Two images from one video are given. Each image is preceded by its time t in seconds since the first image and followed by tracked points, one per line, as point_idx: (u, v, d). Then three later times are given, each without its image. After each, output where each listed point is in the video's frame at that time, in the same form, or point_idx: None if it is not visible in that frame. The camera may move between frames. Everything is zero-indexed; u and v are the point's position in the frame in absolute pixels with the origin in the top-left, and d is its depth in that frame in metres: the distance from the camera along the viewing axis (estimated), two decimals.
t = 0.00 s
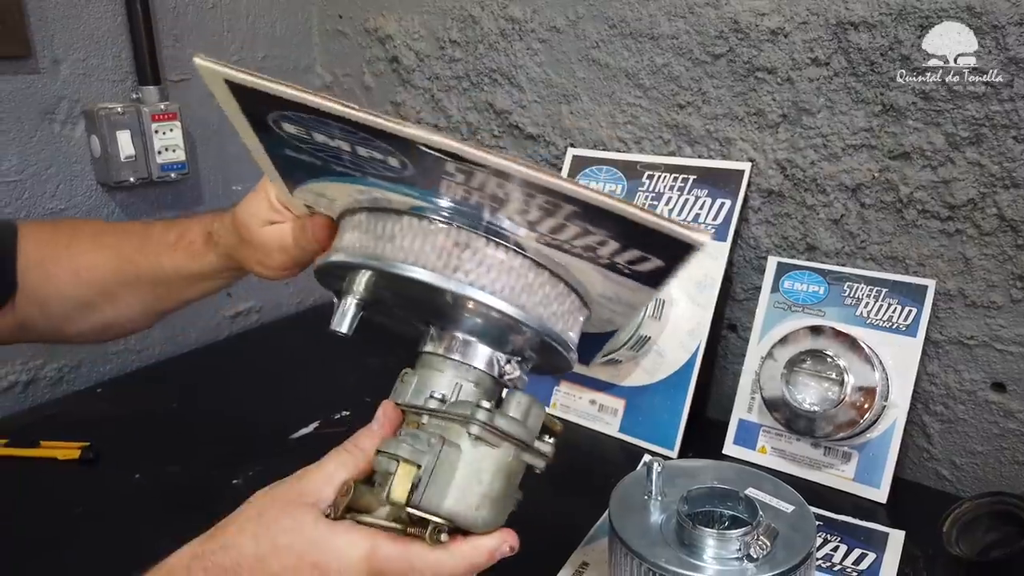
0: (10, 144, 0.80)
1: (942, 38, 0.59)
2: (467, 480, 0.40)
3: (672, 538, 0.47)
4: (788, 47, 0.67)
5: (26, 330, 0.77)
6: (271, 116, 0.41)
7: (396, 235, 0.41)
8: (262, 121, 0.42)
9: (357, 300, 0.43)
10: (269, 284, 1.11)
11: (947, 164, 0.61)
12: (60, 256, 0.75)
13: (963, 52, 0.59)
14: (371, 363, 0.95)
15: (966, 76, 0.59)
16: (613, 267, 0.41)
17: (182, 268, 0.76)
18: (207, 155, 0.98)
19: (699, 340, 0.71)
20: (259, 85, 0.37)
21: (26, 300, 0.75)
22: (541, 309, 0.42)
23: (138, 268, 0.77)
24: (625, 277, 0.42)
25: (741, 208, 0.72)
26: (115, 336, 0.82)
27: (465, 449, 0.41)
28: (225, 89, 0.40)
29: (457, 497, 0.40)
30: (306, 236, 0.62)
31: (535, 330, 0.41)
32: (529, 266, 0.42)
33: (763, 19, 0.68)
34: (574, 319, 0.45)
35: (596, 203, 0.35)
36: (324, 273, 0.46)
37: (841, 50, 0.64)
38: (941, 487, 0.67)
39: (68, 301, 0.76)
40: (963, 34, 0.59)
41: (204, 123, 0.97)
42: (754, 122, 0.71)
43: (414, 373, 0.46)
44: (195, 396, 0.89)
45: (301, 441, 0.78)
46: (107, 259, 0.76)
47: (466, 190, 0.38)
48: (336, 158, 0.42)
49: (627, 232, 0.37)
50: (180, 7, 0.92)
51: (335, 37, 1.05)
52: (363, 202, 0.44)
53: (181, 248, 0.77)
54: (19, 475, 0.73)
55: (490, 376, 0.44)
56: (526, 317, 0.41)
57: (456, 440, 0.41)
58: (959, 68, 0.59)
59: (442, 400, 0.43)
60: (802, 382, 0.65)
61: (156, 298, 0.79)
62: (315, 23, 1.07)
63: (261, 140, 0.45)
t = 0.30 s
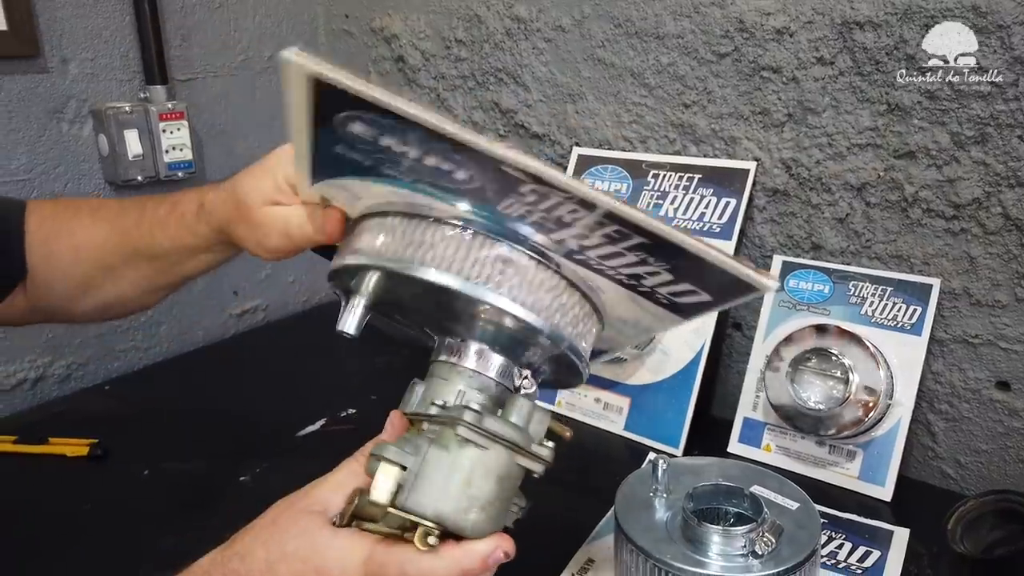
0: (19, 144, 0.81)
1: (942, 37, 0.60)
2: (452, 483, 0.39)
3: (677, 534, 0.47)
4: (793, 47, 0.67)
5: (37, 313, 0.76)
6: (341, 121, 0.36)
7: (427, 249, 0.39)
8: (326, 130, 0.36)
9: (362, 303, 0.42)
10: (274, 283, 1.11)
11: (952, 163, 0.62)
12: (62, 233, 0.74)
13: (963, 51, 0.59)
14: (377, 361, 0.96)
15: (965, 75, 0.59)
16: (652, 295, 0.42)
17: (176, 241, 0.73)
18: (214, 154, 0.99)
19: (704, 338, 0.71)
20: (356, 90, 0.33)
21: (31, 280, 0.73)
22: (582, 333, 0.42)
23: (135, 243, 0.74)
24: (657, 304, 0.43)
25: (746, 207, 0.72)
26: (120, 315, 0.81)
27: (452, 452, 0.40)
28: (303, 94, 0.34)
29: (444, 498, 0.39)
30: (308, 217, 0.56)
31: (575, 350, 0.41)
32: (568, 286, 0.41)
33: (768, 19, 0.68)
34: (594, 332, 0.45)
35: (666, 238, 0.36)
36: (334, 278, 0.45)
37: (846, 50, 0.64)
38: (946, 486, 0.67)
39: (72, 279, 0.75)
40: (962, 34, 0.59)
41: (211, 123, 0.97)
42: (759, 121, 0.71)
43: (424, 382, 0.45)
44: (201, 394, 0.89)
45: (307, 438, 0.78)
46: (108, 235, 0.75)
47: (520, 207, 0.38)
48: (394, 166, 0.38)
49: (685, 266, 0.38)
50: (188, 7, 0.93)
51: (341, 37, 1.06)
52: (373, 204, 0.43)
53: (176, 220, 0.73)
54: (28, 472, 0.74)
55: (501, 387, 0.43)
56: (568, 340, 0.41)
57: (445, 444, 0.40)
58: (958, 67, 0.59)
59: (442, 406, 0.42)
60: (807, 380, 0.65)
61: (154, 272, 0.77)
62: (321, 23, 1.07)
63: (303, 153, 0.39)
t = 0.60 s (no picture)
0: (29, 145, 0.81)
1: (942, 37, 0.60)
2: (484, 478, 0.40)
3: (683, 534, 0.47)
4: (799, 49, 0.67)
5: (53, 301, 0.77)
6: (406, 118, 0.35)
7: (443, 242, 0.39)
8: (385, 124, 0.35)
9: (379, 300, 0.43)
10: (280, 284, 1.12)
11: (957, 165, 0.62)
12: (68, 220, 0.74)
13: (964, 52, 0.60)
14: (383, 361, 0.96)
15: (966, 76, 0.60)
16: (681, 301, 0.42)
17: (178, 223, 0.72)
18: (221, 155, 0.99)
19: (710, 338, 0.71)
20: (445, 95, 0.32)
21: (44, 267, 0.74)
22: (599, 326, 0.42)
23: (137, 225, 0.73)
24: (684, 310, 0.44)
25: (752, 209, 0.72)
26: (133, 300, 0.80)
27: (484, 446, 0.40)
28: (381, 89, 0.33)
29: (478, 493, 0.40)
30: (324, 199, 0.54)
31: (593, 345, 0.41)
32: (598, 290, 0.42)
33: (774, 21, 0.68)
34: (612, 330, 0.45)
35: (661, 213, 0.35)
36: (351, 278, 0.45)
37: (851, 52, 0.64)
38: (950, 486, 0.67)
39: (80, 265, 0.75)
40: (962, 34, 0.59)
41: (218, 123, 0.98)
42: (765, 123, 0.71)
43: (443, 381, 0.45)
44: (209, 393, 0.90)
45: (314, 438, 0.79)
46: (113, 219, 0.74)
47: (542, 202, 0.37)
48: (443, 165, 0.37)
49: (727, 277, 0.39)
50: (195, 8, 0.93)
51: (347, 38, 1.06)
52: (393, 204, 0.43)
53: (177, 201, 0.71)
54: (38, 470, 0.74)
55: (523, 386, 0.44)
56: (589, 336, 0.41)
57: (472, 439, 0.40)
58: (959, 68, 0.60)
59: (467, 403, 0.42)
60: (812, 381, 0.65)
61: (160, 256, 0.76)
62: (328, 24, 1.08)
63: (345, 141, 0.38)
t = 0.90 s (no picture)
0: (30, 144, 0.81)
1: (942, 37, 0.60)
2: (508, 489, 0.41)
3: (682, 536, 0.47)
4: (800, 49, 0.67)
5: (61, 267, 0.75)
6: (491, 166, 0.33)
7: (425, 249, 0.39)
8: (461, 164, 0.33)
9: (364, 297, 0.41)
10: (281, 284, 1.12)
11: (958, 165, 0.62)
12: (63, 181, 0.70)
13: (963, 52, 0.59)
14: (384, 361, 0.96)
15: (966, 76, 0.60)
16: (657, 308, 0.46)
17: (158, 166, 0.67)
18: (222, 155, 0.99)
19: (710, 339, 0.71)
20: (548, 152, 0.31)
21: (48, 236, 0.72)
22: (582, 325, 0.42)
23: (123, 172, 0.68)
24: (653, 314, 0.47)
25: (752, 209, 0.72)
26: (138, 259, 0.76)
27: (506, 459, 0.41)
28: (479, 137, 0.31)
29: (504, 503, 0.41)
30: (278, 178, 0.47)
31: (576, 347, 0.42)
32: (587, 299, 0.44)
33: (775, 21, 0.68)
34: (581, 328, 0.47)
35: (669, 237, 0.35)
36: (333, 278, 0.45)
37: (853, 52, 0.64)
38: (951, 488, 0.67)
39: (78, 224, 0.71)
40: (962, 34, 0.59)
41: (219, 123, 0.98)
42: (766, 123, 0.71)
43: (429, 388, 0.45)
44: (210, 393, 0.90)
45: (313, 438, 0.79)
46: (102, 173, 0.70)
47: (566, 230, 0.38)
48: (489, 197, 0.36)
49: (716, 302, 0.42)
50: (197, 9, 0.93)
51: (348, 38, 1.06)
52: (392, 215, 0.41)
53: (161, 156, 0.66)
54: (37, 470, 0.74)
55: (502, 385, 0.43)
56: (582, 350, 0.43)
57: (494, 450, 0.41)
58: (958, 68, 0.60)
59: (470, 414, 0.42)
60: (812, 382, 0.65)
61: (159, 207, 0.71)
62: (329, 24, 1.07)
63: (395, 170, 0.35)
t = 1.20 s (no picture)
0: (26, 142, 0.81)
1: (942, 37, 0.59)
2: (478, 444, 0.40)
3: (684, 535, 0.47)
4: (802, 44, 0.66)
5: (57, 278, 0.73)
6: (449, 77, 0.32)
7: (341, 184, 0.38)
8: (424, 75, 0.32)
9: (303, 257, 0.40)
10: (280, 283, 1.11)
11: (963, 162, 0.61)
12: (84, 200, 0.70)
13: (963, 51, 0.59)
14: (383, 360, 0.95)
15: (966, 76, 0.59)
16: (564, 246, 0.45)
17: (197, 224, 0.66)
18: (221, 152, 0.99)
19: (712, 337, 0.71)
20: (523, 57, 0.31)
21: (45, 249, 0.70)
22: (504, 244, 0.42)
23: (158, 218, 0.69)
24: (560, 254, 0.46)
25: (754, 206, 0.71)
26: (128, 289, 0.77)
27: (473, 415, 0.40)
28: (453, 42, 0.30)
29: (475, 460, 0.40)
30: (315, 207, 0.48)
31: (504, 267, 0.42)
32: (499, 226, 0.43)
33: (777, 16, 0.67)
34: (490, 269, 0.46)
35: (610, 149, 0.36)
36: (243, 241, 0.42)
37: (856, 47, 0.64)
38: (955, 487, 0.66)
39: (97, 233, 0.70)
40: (962, 34, 0.59)
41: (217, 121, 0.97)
42: (768, 120, 0.70)
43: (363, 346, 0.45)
44: (208, 392, 0.89)
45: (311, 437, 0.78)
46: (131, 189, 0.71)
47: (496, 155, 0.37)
48: (433, 123, 0.35)
49: (624, 224, 0.42)
50: (194, 6, 0.93)
51: (347, 35, 1.05)
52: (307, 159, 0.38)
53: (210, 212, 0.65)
54: (34, 469, 0.74)
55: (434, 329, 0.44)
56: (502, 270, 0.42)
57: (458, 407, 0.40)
58: (959, 68, 0.59)
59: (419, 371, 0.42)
60: (815, 381, 0.65)
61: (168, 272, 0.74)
62: (328, 21, 1.07)
63: (356, 89, 0.32)
